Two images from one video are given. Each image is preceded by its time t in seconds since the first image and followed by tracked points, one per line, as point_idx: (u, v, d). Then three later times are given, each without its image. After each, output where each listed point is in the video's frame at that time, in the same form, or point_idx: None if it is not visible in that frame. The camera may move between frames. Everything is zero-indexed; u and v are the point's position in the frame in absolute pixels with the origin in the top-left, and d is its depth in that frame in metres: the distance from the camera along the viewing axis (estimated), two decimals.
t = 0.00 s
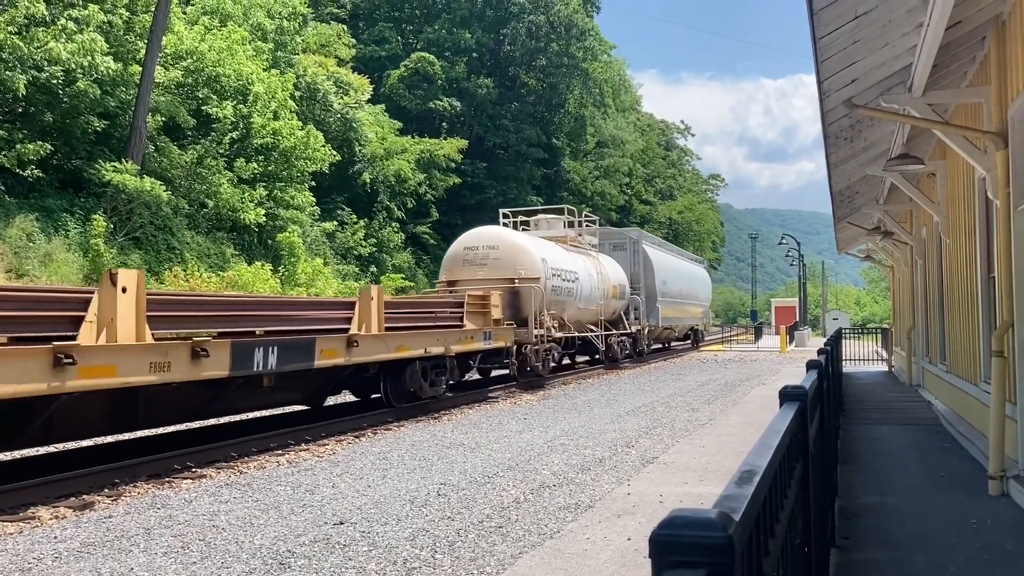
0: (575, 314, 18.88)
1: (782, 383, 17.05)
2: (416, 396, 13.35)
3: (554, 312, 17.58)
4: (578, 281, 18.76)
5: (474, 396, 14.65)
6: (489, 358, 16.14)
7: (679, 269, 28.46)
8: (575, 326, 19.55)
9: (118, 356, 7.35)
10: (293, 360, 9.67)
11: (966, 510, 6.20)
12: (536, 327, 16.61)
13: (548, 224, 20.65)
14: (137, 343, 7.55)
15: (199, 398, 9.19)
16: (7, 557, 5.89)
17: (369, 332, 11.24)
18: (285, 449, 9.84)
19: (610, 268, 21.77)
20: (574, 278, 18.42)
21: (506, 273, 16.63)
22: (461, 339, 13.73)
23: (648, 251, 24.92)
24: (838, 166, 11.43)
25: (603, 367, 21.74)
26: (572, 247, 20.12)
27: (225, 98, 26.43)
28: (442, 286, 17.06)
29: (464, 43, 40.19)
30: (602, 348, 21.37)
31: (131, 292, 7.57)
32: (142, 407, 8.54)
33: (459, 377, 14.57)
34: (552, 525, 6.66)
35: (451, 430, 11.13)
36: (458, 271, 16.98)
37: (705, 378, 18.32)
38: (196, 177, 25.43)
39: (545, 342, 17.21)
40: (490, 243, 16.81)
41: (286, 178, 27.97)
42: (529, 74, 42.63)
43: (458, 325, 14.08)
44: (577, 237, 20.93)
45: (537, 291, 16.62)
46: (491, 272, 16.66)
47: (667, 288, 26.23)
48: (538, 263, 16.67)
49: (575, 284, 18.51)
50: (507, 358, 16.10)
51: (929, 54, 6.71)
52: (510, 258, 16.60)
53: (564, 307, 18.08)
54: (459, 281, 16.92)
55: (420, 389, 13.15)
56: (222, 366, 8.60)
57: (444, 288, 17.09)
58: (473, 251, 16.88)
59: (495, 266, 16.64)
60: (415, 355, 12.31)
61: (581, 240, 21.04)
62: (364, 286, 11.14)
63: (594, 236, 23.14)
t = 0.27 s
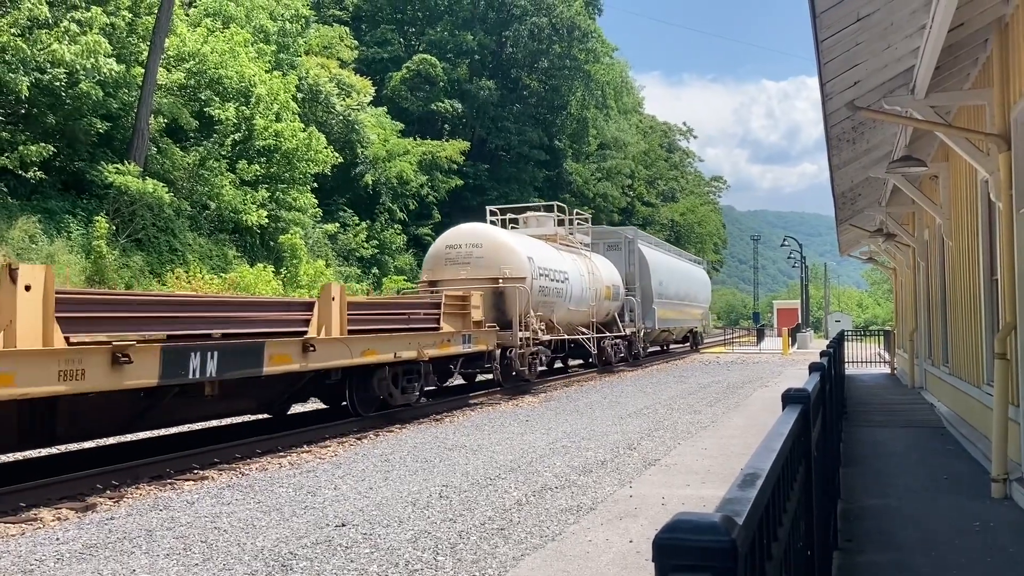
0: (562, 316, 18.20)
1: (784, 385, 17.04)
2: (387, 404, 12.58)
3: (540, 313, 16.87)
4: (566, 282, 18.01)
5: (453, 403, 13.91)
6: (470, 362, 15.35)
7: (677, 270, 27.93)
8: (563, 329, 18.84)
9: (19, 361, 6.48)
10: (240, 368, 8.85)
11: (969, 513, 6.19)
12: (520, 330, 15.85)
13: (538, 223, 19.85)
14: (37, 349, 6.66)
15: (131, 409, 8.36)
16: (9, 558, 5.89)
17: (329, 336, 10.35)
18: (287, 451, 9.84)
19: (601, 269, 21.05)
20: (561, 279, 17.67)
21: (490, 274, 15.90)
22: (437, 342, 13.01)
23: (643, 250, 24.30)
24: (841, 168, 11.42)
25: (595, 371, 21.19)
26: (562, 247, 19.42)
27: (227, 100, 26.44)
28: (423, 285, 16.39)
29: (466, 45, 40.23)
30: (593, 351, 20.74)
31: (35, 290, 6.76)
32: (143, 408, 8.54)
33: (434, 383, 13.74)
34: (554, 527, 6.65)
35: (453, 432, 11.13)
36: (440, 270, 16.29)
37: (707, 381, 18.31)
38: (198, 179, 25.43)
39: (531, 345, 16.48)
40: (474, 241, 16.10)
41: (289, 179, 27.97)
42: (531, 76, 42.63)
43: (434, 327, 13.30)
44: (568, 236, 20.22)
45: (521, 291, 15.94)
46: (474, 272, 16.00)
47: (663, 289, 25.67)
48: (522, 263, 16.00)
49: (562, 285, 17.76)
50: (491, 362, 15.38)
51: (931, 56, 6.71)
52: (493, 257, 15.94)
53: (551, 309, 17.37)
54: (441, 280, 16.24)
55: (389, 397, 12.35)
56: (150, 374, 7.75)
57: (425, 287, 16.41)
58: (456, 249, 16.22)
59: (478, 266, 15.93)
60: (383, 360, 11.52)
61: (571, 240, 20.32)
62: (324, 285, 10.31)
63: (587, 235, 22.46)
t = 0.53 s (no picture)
0: (550, 317, 17.41)
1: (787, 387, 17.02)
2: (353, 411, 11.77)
3: (526, 314, 16.07)
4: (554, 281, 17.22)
5: (429, 409, 13.12)
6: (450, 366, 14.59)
7: (676, 270, 27.51)
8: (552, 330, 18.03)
9: None
10: (176, 374, 7.88)
11: (973, 515, 6.17)
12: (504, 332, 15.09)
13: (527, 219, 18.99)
14: None
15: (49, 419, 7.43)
16: (13, 559, 5.90)
17: (283, 340, 9.49)
18: (289, 452, 9.84)
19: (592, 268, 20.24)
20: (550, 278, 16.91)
21: (471, 273, 15.15)
22: (410, 345, 12.19)
23: (639, 249, 23.85)
24: (845, 169, 11.42)
25: (588, 374, 20.82)
26: (551, 245, 18.59)
27: (230, 101, 26.44)
28: (403, 285, 15.60)
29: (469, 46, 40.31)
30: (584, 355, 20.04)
31: None
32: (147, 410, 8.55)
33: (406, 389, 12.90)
34: (557, 529, 6.65)
35: (455, 433, 11.13)
36: (421, 268, 15.55)
37: (711, 382, 18.28)
38: (201, 180, 25.46)
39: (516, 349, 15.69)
40: (455, 238, 15.34)
41: (292, 181, 28.00)
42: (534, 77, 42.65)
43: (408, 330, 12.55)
44: (558, 234, 19.39)
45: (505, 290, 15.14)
46: (456, 270, 15.20)
47: (661, 289, 25.21)
48: (506, 261, 15.20)
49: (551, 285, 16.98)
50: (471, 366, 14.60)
51: (935, 57, 6.70)
52: (476, 254, 15.14)
53: (537, 310, 16.55)
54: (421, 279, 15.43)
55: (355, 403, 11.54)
56: (62, 383, 6.77)
57: (404, 286, 15.61)
58: (436, 246, 15.41)
59: (460, 264, 15.18)
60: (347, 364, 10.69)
61: (562, 237, 19.47)
62: (277, 284, 9.46)
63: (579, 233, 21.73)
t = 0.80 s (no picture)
0: (538, 317, 16.69)
1: (791, 388, 16.99)
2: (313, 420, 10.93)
3: (511, 314, 15.33)
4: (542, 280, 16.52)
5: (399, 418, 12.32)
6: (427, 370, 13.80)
7: (675, 269, 26.97)
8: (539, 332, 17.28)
9: None
10: (93, 384, 7.08)
11: (978, 517, 6.16)
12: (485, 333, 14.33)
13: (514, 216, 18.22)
14: None
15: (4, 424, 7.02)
16: (19, 559, 5.92)
17: (226, 343, 8.72)
18: (293, 453, 9.86)
19: (584, 267, 19.54)
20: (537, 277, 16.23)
21: (452, 272, 14.45)
22: (378, 349, 11.39)
23: (636, 247, 23.19)
24: (849, 170, 11.40)
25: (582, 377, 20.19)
26: (540, 243, 17.87)
27: (235, 102, 26.48)
28: (382, 284, 14.91)
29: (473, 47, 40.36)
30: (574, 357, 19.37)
31: None
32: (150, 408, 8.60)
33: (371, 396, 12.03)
34: (561, 530, 6.66)
35: (460, 434, 11.13)
36: (399, 266, 14.84)
37: (715, 383, 18.27)
38: (206, 181, 25.50)
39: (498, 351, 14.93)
40: (436, 234, 14.63)
41: (296, 182, 28.03)
42: (538, 78, 42.65)
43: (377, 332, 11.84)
44: (548, 231, 18.72)
45: (487, 290, 14.40)
46: (436, 268, 14.49)
47: (658, 288, 24.57)
48: (490, 258, 14.50)
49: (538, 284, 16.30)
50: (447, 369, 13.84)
51: (940, 58, 6.69)
52: (457, 252, 14.45)
53: (522, 311, 15.79)
54: (400, 278, 14.74)
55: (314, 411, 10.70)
56: None
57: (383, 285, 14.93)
58: (416, 243, 14.72)
59: (440, 262, 14.47)
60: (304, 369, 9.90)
61: (552, 235, 18.79)
62: (222, 282, 8.73)
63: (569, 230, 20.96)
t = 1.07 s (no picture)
0: (526, 318, 15.80)
1: (796, 388, 16.94)
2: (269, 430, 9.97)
3: (495, 314, 14.45)
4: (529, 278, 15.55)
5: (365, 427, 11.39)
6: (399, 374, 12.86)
7: (675, 268, 26.00)
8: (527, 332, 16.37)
9: None
10: None
11: (983, 517, 6.14)
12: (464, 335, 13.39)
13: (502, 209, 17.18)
14: None
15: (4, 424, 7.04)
16: (24, 559, 5.93)
17: (152, 346, 7.68)
18: (297, 454, 9.86)
19: (576, 264, 18.62)
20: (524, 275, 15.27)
21: (432, 269, 13.48)
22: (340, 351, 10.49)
23: (633, 244, 22.09)
24: (854, 169, 11.38)
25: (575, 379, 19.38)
26: (528, 238, 16.90)
27: (240, 103, 26.48)
28: (356, 281, 13.91)
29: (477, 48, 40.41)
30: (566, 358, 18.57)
31: None
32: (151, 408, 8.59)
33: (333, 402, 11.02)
34: (565, 530, 6.64)
35: (464, 434, 11.13)
36: (374, 262, 13.84)
37: (719, 383, 18.24)
38: (211, 181, 25.53)
39: (480, 353, 14.09)
40: (414, 228, 13.65)
41: (301, 182, 28.04)
42: (542, 79, 42.62)
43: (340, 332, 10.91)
44: (537, 227, 17.77)
45: (469, 288, 13.48)
46: (414, 265, 13.52)
47: (656, 288, 23.53)
48: (472, 254, 13.56)
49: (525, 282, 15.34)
50: (424, 373, 13.06)
51: (946, 57, 6.66)
52: (437, 248, 13.49)
53: (508, 311, 14.92)
54: (375, 275, 13.76)
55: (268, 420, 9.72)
56: None
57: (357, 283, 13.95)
58: (393, 238, 13.75)
59: (419, 258, 13.50)
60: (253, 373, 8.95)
61: (542, 230, 17.87)
62: (149, 276, 7.80)
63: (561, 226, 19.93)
